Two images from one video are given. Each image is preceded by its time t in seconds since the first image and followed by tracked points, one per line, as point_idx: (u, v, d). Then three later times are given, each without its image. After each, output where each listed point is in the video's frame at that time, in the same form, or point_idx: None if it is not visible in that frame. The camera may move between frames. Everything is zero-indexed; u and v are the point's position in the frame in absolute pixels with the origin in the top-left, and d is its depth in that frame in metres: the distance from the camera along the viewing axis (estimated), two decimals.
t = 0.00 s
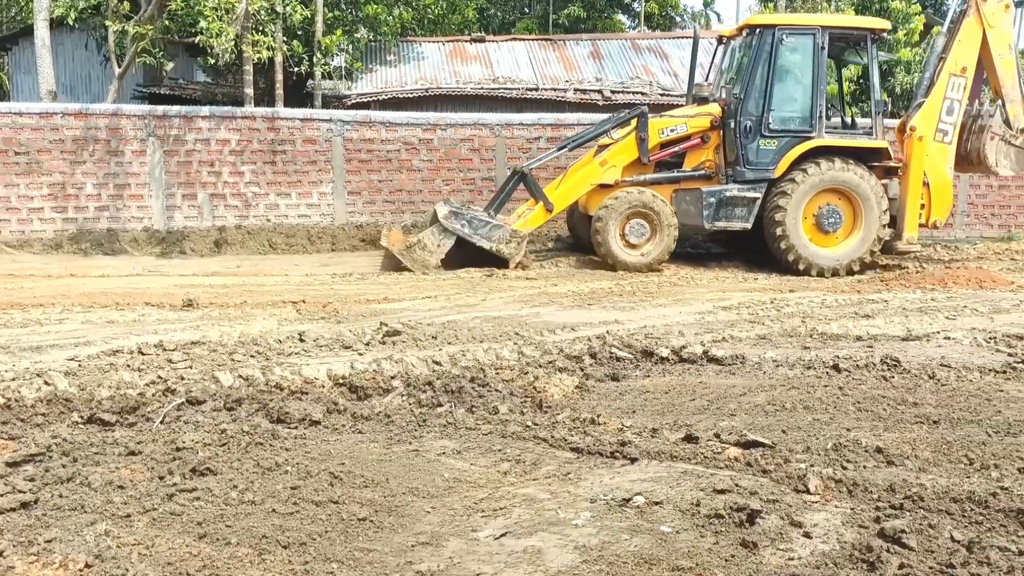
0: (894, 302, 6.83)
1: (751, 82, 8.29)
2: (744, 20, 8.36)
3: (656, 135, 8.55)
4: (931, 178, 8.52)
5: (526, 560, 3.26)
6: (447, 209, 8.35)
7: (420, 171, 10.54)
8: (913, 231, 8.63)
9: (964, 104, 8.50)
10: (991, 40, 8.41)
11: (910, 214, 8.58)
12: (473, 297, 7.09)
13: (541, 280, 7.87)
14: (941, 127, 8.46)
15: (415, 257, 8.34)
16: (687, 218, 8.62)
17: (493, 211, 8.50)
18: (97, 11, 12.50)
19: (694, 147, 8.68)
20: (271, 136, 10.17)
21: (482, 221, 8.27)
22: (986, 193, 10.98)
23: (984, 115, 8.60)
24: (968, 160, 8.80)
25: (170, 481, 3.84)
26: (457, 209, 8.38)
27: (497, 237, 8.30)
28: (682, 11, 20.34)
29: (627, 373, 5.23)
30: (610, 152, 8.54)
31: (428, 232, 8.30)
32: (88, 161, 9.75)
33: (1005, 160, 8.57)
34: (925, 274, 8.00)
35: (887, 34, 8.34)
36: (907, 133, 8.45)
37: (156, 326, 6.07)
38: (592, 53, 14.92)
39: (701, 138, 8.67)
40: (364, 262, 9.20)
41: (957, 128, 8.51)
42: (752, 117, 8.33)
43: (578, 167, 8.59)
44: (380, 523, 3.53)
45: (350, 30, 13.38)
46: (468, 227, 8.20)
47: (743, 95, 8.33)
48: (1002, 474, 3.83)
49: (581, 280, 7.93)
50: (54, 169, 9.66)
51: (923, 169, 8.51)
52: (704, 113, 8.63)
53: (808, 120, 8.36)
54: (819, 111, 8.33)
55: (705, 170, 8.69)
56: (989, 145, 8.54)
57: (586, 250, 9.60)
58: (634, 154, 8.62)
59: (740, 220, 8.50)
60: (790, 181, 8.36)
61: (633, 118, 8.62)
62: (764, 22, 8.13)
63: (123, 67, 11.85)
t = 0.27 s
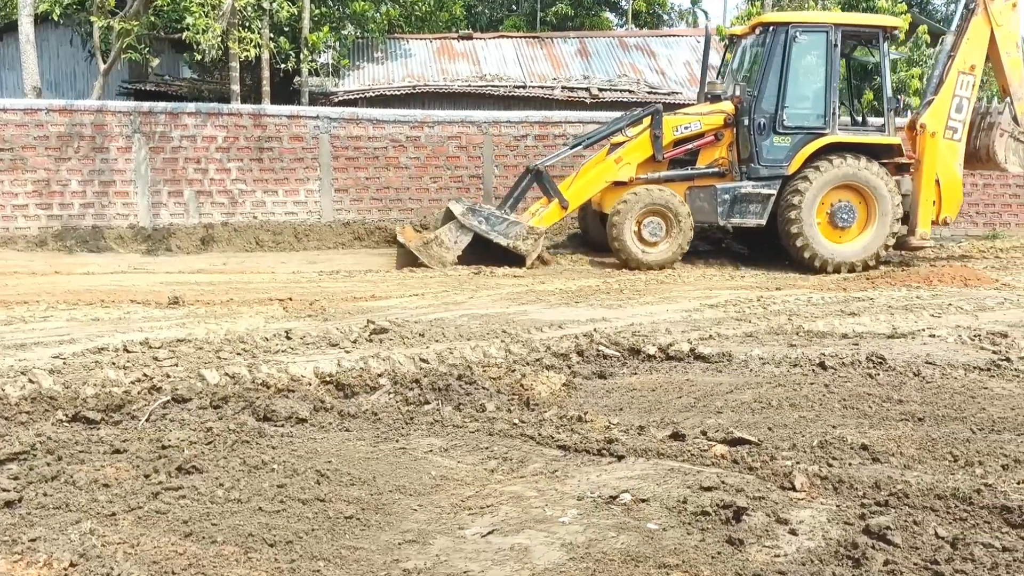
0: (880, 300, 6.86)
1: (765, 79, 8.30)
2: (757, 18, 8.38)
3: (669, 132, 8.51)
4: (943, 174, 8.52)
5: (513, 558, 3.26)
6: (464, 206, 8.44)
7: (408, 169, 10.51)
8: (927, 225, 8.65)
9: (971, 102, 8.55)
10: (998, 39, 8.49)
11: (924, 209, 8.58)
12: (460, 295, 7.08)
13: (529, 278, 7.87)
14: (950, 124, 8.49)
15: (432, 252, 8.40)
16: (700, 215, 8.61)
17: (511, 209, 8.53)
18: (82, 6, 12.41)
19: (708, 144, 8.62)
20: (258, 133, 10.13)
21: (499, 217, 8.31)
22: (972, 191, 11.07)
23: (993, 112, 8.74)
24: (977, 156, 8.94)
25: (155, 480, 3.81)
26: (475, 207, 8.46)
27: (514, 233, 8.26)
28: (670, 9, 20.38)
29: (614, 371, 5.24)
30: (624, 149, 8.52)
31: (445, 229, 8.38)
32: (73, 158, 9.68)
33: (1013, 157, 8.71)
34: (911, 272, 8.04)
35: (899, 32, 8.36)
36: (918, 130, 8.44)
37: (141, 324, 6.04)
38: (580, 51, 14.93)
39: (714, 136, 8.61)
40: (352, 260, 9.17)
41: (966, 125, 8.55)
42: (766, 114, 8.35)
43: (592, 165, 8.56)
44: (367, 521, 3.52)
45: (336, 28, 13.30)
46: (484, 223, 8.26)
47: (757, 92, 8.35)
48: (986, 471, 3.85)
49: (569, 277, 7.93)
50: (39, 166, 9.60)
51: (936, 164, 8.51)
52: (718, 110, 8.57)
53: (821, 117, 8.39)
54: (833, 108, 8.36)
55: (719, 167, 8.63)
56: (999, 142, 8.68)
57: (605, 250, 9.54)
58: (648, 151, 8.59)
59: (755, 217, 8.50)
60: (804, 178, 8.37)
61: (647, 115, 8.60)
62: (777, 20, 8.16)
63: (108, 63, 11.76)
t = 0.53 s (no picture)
0: (867, 296, 6.90)
1: (778, 74, 8.35)
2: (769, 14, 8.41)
3: (683, 128, 8.60)
4: (955, 169, 8.58)
5: (502, 553, 3.26)
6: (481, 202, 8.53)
7: (397, 164, 10.48)
8: (939, 221, 8.70)
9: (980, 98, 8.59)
10: (1006, 36, 8.56)
11: (937, 203, 8.64)
12: (449, 291, 7.07)
13: (518, 274, 7.87)
14: (959, 121, 8.54)
15: (449, 248, 8.45)
16: (713, 210, 8.60)
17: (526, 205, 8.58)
18: None
19: (721, 140, 8.68)
20: (246, 128, 10.08)
21: (516, 213, 8.38)
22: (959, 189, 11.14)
23: (1002, 108, 8.82)
24: (985, 152, 9.02)
25: (143, 476, 3.79)
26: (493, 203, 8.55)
27: (530, 228, 8.32)
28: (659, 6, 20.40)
29: (603, 367, 5.25)
30: (638, 145, 8.56)
31: (462, 224, 8.44)
32: (59, 152, 9.62)
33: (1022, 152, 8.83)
34: (898, 268, 8.08)
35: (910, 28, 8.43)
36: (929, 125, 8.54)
37: (128, 319, 6.01)
38: (569, 46, 14.93)
39: (727, 132, 8.68)
40: (341, 255, 9.15)
41: (974, 122, 8.59)
42: (779, 110, 8.38)
43: (606, 161, 8.59)
44: (356, 517, 3.51)
45: (325, 22, 13.25)
46: (501, 218, 8.33)
47: (770, 88, 8.39)
48: (972, 466, 3.88)
49: (558, 273, 7.94)
50: (24, 161, 9.54)
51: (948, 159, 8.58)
52: (731, 107, 8.65)
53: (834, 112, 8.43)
54: (846, 103, 8.41)
55: (732, 163, 8.68)
56: (1008, 138, 8.77)
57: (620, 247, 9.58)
58: (662, 147, 8.64)
59: (768, 211, 8.52)
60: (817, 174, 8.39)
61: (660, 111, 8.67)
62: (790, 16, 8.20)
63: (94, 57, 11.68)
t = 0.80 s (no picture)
0: (855, 291, 6.93)
1: (789, 69, 8.35)
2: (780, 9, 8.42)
3: (695, 123, 8.57)
4: (965, 161, 8.62)
5: (492, 546, 3.27)
6: (496, 198, 8.56)
7: (386, 158, 10.46)
8: (950, 213, 8.74)
9: (987, 92, 8.63)
10: (1011, 29, 8.64)
11: (948, 196, 8.67)
12: (438, 285, 7.07)
13: (507, 268, 7.87)
14: (967, 114, 8.56)
15: (463, 243, 8.47)
16: (725, 205, 8.64)
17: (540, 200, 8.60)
18: None
19: (732, 135, 8.68)
20: (234, 122, 10.03)
21: (531, 209, 8.41)
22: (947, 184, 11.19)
23: (1009, 102, 8.75)
24: (993, 145, 8.96)
25: (131, 470, 3.78)
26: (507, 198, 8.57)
27: (545, 224, 8.36)
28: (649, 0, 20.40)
29: (592, 361, 5.26)
30: (650, 141, 8.53)
31: (477, 219, 8.48)
32: (46, 146, 9.56)
33: None
34: (886, 263, 8.12)
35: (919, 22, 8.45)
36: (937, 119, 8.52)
37: (116, 313, 5.98)
38: (557, 41, 14.92)
39: (739, 126, 8.67)
40: (330, 249, 9.13)
41: (982, 115, 8.63)
42: (790, 104, 8.40)
43: (618, 157, 8.56)
44: (345, 511, 3.51)
45: (313, 16, 13.08)
46: (515, 214, 8.37)
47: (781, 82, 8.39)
48: (958, 459, 3.91)
49: (547, 267, 7.95)
50: (10, 154, 9.49)
51: (958, 152, 8.61)
52: (743, 102, 8.63)
53: (846, 106, 8.43)
54: (857, 97, 8.42)
55: (743, 158, 8.69)
56: (1017, 131, 8.73)
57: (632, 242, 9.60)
58: (674, 142, 8.61)
59: (780, 206, 8.54)
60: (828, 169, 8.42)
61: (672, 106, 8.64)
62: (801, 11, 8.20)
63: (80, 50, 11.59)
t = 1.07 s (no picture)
0: (844, 287, 6.96)
1: (802, 66, 8.39)
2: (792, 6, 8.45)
3: (709, 120, 8.55)
4: (977, 155, 8.71)
5: (481, 542, 3.27)
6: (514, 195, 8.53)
7: (375, 153, 10.43)
8: (963, 206, 8.81)
9: (996, 85, 8.73)
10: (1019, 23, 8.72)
11: (961, 189, 8.74)
12: (428, 280, 7.06)
13: (497, 264, 7.87)
14: (976, 107, 8.66)
15: (481, 239, 8.46)
16: (741, 201, 8.66)
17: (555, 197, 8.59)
18: None
19: (746, 132, 8.69)
20: (223, 117, 9.98)
21: (548, 205, 8.35)
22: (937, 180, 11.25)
23: (1016, 94, 8.92)
24: (1002, 138, 9.10)
25: (119, 466, 3.76)
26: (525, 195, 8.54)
27: (562, 220, 8.27)
28: None
29: (582, 357, 5.26)
30: (664, 137, 8.54)
31: (494, 216, 8.45)
32: (33, 141, 9.50)
33: None
34: (875, 258, 8.15)
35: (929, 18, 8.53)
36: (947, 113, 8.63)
37: (104, 309, 5.95)
38: (547, 36, 14.91)
39: (753, 123, 8.67)
40: (320, 245, 9.11)
41: (991, 108, 8.73)
42: (804, 101, 8.42)
43: (632, 154, 8.56)
44: (334, 506, 3.50)
45: (303, 10, 12.95)
46: (532, 211, 8.32)
47: (794, 78, 8.42)
48: (945, 454, 3.93)
49: (537, 263, 7.95)
50: None
51: (970, 146, 8.70)
52: (756, 98, 8.64)
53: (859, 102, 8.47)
54: (870, 93, 8.44)
55: (757, 154, 8.70)
56: None
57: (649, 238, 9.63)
58: (688, 139, 8.61)
59: (795, 202, 8.58)
60: (843, 165, 8.45)
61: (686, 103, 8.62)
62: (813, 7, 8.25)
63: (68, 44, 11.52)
